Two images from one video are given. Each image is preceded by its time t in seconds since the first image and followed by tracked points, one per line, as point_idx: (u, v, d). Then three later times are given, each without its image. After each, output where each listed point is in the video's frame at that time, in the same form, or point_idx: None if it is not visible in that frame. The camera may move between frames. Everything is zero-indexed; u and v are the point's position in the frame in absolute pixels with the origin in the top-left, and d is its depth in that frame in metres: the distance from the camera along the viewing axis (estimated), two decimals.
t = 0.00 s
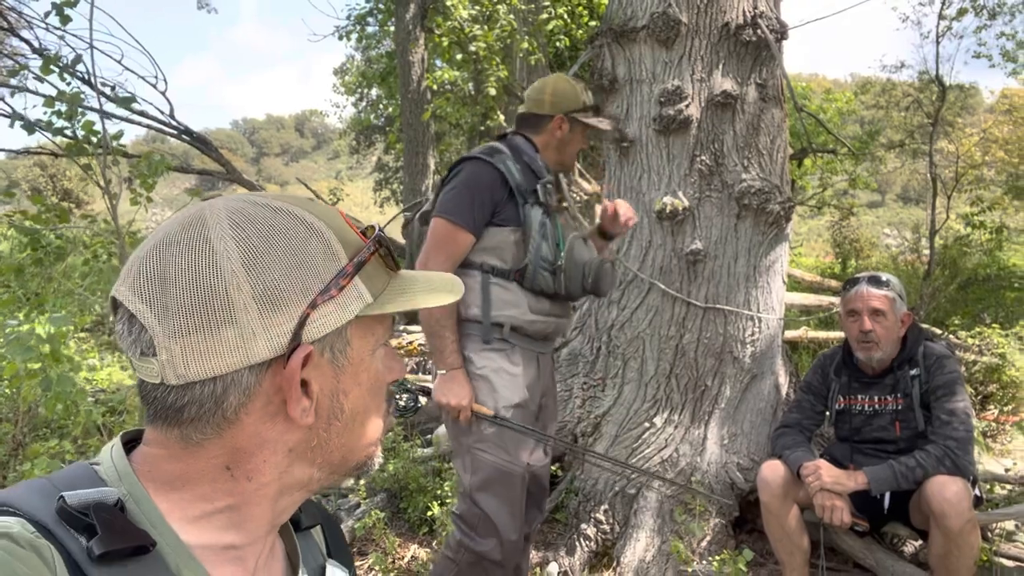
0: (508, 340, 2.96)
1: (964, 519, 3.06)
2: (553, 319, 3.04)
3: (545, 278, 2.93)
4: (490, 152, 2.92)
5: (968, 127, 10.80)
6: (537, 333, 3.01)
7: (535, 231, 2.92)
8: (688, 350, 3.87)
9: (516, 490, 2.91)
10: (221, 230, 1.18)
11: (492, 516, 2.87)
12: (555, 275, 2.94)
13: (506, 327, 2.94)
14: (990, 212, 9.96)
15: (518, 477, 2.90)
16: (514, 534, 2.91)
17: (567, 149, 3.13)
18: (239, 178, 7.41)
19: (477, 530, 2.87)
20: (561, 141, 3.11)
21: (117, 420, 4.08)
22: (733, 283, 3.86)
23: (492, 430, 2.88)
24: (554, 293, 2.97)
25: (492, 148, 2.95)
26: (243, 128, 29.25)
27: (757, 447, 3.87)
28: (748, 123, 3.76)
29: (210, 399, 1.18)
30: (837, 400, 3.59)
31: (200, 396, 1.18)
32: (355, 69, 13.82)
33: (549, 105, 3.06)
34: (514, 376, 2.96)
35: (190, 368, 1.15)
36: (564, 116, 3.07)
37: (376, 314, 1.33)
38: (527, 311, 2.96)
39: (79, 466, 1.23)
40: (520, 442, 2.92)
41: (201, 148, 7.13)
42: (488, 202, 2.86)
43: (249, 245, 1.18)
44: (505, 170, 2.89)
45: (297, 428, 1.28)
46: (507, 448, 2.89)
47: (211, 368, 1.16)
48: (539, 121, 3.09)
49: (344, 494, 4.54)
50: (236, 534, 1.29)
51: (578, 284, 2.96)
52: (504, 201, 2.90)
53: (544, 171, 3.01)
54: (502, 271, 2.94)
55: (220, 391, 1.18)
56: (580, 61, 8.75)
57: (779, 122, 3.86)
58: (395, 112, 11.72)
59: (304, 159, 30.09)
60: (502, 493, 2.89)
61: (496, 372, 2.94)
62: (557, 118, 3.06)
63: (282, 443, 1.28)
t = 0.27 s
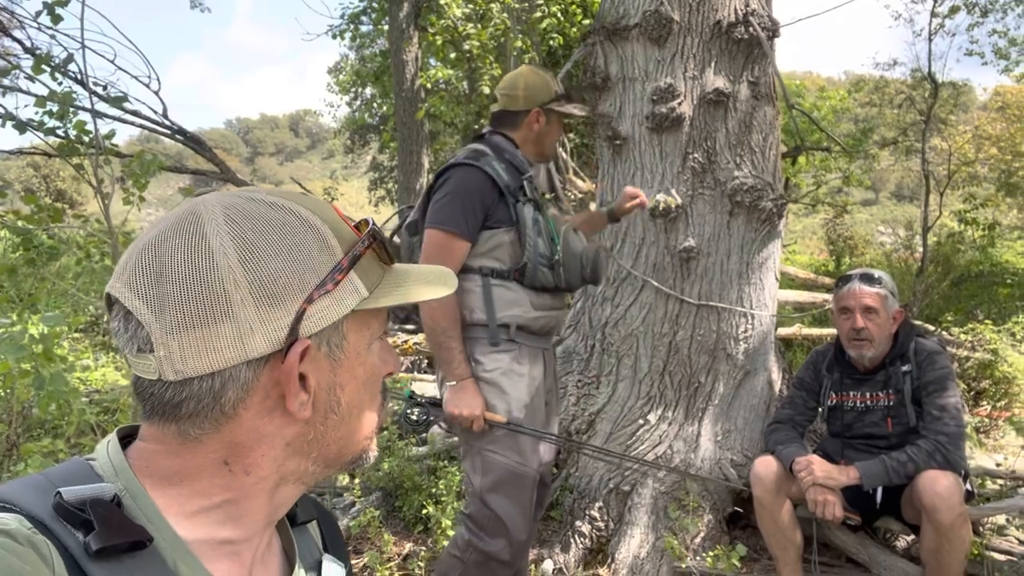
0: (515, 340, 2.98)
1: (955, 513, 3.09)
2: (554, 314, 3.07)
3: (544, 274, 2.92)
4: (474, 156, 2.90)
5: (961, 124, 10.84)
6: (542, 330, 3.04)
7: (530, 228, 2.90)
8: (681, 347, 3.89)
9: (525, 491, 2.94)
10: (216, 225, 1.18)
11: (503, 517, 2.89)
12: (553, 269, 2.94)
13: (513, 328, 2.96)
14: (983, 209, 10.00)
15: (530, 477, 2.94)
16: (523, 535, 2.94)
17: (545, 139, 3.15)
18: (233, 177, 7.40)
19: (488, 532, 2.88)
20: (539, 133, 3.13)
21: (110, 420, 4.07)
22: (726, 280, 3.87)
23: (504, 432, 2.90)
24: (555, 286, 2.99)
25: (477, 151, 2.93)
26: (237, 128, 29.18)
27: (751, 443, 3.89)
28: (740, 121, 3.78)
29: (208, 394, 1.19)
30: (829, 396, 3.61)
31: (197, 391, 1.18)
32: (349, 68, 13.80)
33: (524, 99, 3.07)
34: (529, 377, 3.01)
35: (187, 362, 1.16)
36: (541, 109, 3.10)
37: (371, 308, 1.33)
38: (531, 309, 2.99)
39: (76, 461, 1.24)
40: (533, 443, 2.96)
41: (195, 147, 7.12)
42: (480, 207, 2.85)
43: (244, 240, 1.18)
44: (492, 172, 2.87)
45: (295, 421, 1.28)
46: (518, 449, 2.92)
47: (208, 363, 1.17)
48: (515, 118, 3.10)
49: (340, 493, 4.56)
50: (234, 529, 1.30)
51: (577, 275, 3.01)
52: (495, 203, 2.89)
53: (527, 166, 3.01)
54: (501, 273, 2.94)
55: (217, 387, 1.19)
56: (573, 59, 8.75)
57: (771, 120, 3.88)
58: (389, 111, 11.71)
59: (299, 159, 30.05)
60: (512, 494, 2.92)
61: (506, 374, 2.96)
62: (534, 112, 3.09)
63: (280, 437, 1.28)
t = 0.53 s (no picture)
0: (509, 332, 2.98)
1: (958, 507, 3.08)
2: (549, 306, 3.08)
3: (539, 265, 2.94)
4: (466, 150, 2.90)
5: (966, 117, 10.79)
6: (537, 322, 3.05)
7: (524, 221, 2.91)
8: (684, 342, 3.88)
9: (525, 484, 2.95)
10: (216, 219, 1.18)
11: (502, 510, 2.90)
12: (548, 261, 2.96)
13: (507, 321, 2.96)
14: (987, 202, 9.96)
15: (528, 470, 2.95)
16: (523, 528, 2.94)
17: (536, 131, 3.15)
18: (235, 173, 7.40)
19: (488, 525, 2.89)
20: (531, 125, 3.13)
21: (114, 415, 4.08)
22: (728, 275, 3.86)
23: (502, 425, 2.92)
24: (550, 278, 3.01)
25: (469, 145, 2.92)
26: (240, 124, 29.18)
27: (753, 438, 3.89)
28: (742, 115, 3.77)
29: (211, 390, 1.19)
30: (831, 390, 3.60)
31: (200, 387, 1.19)
32: (352, 63, 13.78)
33: (513, 94, 3.06)
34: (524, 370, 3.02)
35: (190, 359, 1.16)
36: (530, 100, 3.09)
37: (371, 302, 1.33)
38: (524, 300, 2.99)
39: (79, 455, 1.24)
40: (531, 436, 2.96)
41: (197, 143, 7.12)
42: (474, 202, 2.85)
43: (245, 235, 1.18)
44: (485, 165, 2.86)
45: (299, 416, 1.28)
46: (516, 442, 2.93)
47: (211, 359, 1.17)
48: (505, 111, 3.10)
49: (343, 488, 4.57)
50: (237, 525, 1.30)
51: (572, 266, 3.03)
52: (488, 197, 2.89)
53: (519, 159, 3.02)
54: (496, 266, 2.94)
55: (220, 382, 1.19)
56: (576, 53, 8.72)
57: (774, 113, 3.87)
58: (392, 106, 11.69)
59: (302, 154, 30.04)
60: (511, 487, 2.92)
61: (502, 367, 2.97)
62: (524, 104, 3.08)
63: (284, 432, 1.29)
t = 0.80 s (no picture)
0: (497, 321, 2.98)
1: (969, 502, 3.06)
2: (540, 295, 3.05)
3: (529, 253, 2.94)
4: (461, 135, 2.92)
5: (978, 107, 10.67)
6: (526, 312, 3.02)
7: (515, 207, 2.91)
8: (692, 335, 3.87)
9: (503, 474, 2.95)
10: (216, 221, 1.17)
11: (478, 499, 2.92)
12: (539, 250, 2.95)
13: (495, 308, 2.96)
14: (1000, 192, 9.85)
15: (506, 460, 2.95)
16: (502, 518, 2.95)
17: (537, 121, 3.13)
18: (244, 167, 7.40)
19: (466, 513, 2.92)
20: (530, 115, 3.10)
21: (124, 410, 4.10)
22: (738, 268, 3.83)
23: (479, 415, 2.92)
24: (540, 267, 3.00)
25: (464, 131, 2.94)
26: (248, 117, 29.23)
27: (763, 431, 3.87)
28: (752, 106, 3.73)
29: (212, 393, 1.19)
30: (842, 384, 3.58)
31: (202, 391, 1.18)
32: (359, 56, 13.75)
33: (512, 81, 3.05)
34: (509, 359, 3.00)
35: (191, 363, 1.15)
36: (530, 89, 3.06)
37: (375, 303, 1.32)
38: (514, 289, 2.97)
39: (85, 455, 1.25)
40: (511, 427, 2.95)
41: (205, 137, 7.12)
42: (464, 186, 2.85)
43: (247, 238, 1.17)
44: (479, 151, 2.88)
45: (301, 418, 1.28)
46: (495, 432, 2.94)
47: (212, 363, 1.16)
48: (504, 100, 3.08)
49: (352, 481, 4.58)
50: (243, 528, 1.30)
51: (563, 256, 3.01)
52: (480, 182, 2.89)
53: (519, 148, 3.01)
54: (486, 252, 2.93)
55: (221, 385, 1.19)
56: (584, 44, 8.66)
57: (784, 105, 3.84)
58: (400, 99, 11.66)
59: (311, 147, 30.05)
60: (489, 476, 2.94)
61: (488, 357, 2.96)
62: (523, 92, 3.06)
63: (287, 434, 1.28)
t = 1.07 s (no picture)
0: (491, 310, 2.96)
1: (982, 493, 3.04)
2: (537, 287, 3.04)
3: (528, 245, 2.91)
4: (466, 124, 2.89)
5: (987, 95, 10.59)
6: (523, 303, 3.01)
7: (517, 198, 2.88)
8: (701, 326, 3.84)
9: (493, 459, 2.96)
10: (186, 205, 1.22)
11: (468, 485, 2.92)
12: (539, 242, 2.93)
13: (491, 297, 2.94)
14: (1009, 181, 9.77)
15: (497, 449, 2.95)
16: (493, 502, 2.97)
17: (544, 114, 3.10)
18: (248, 159, 7.38)
19: (458, 499, 2.92)
20: (537, 107, 3.07)
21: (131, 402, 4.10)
22: (746, 258, 3.80)
23: (471, 403, 2.91)
24: (539, 259, 2.97)
25: (469, 120, 2.91)
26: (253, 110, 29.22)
27: (772, 422, 3.84)
28: (760, 94, 3.69)
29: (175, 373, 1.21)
30: (853, 374, 3.55)
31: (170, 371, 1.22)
32: (363, 47, 13.70)
33: (521, 74, 3.02)
34: (504, 349, 2.98)
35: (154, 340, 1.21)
36: (537, 82, 3.03)
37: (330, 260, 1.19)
38: (510, 280, 2.95)
39: (95, 449, 1.24)
40: (502, 415, 2.95)
41: (210, 130, 7.11)
42: (468, 175, 2.83)
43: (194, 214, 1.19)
44: (482, 140, 2.85)
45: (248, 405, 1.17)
46: (486, 420, 2.93)
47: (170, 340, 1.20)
48: (512, 91, 3.06)
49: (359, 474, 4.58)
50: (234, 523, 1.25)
51: (563, 250, 2.98)
52: (483, 172, 2.87)
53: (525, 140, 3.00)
54: (485, 242, 2.91)
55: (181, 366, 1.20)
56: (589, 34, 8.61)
57: (793, 92, 3.81)
58: (404, 90, 11.62)
59: (316, 140, 30.05)
60: (480, 463, 2.94)
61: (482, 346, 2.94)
62: (531, 84, 3.03)
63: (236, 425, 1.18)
